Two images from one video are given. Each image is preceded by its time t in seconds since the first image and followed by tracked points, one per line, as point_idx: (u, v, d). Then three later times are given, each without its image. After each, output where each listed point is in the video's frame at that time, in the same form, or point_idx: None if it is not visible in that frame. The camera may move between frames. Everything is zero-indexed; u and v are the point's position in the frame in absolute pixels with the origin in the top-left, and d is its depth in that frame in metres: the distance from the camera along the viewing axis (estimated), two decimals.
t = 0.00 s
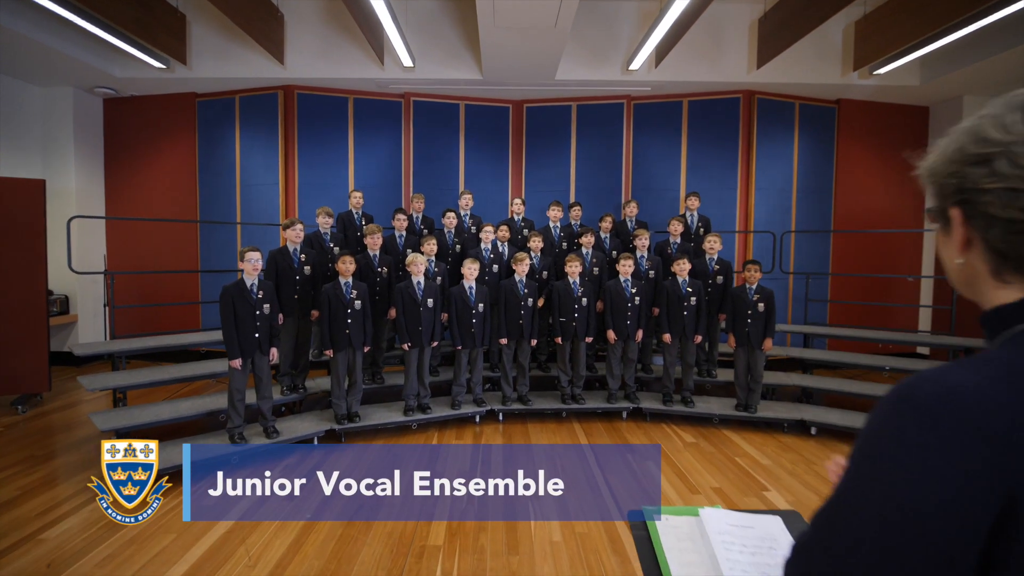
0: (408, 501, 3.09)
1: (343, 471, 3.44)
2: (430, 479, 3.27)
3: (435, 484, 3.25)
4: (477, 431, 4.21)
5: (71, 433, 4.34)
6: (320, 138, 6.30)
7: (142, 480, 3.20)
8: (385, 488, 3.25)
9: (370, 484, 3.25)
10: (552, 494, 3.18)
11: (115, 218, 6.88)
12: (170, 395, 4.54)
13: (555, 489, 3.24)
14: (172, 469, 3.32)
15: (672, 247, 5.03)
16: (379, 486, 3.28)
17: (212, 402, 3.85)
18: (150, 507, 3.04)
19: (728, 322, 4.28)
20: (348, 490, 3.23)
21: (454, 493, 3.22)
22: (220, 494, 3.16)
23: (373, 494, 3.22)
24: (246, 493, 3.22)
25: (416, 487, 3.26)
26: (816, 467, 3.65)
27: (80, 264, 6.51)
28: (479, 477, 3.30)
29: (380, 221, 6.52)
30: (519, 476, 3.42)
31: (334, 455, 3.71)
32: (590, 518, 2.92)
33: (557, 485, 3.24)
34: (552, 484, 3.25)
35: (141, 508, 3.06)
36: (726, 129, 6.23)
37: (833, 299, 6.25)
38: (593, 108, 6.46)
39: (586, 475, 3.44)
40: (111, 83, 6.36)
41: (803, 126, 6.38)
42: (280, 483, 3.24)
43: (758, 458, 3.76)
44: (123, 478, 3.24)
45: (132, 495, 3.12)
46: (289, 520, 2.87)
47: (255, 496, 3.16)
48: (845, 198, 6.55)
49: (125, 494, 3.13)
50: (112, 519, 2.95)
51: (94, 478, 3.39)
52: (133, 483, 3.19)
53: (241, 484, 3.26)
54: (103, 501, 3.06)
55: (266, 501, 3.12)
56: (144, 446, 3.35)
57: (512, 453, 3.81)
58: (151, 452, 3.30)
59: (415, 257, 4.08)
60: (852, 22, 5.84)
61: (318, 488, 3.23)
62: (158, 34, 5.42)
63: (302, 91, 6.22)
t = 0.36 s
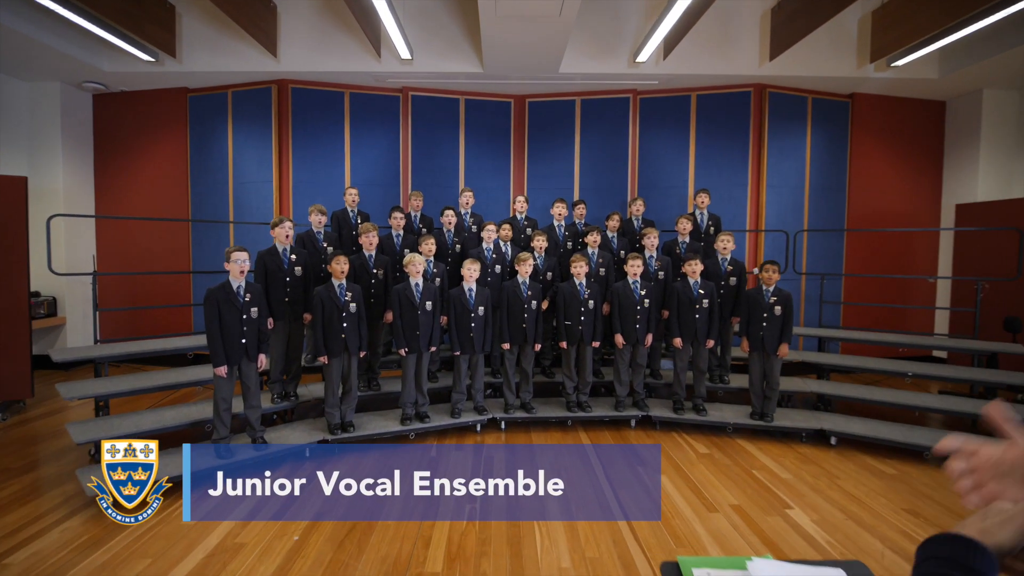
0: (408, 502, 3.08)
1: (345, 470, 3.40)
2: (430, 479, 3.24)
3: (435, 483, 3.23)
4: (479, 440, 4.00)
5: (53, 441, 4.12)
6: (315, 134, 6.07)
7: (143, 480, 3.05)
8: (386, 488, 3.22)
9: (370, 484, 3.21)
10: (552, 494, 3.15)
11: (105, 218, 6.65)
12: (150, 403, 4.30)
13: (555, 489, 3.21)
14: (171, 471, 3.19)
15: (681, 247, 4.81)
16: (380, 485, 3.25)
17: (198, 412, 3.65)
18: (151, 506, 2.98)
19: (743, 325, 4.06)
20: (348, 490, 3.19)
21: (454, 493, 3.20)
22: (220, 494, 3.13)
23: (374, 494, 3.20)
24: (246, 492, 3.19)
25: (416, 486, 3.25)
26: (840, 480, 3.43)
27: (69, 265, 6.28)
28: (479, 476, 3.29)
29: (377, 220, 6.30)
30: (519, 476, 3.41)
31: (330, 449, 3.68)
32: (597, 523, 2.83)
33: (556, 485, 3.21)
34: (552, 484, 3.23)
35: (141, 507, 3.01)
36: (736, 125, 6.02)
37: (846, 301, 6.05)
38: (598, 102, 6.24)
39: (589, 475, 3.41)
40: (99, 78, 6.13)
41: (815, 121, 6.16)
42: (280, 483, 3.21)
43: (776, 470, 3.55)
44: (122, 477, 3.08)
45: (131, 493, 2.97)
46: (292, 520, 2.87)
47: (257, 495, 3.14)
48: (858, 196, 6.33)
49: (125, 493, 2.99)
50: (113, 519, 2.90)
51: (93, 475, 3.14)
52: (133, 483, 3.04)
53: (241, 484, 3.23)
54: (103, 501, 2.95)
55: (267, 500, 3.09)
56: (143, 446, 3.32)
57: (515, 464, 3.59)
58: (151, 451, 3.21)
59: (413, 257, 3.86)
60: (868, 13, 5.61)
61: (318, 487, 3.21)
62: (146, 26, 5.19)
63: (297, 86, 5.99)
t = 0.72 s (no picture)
0: (408, 502, 3.02)
1: (344, 470, 3.38)
2: (430, 478, 3.19)
3: (435, 482, 3.18)
4: (480, 448, 3.79)
5: (34, 449, 3.89)
6: (311, 130, 5.87)
7: (144, 480, 2.87)
8: (386, 488, 3.17)
9: (371, 483, 3.15)
10: (553, 495, 3.10)
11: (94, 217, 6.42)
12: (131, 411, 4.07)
13: (555, 489, 3.16)
14: (172, 473, 3.06)
15: (690, 245, 4.60)
16: (380, 485, 3.18)
17: (182, 420, 3.42)
18: (151, 507, 2.87)
19: (759, 328, 3.85)
20: (348, 490, 3.12)
21: (454, 493, 3.14)
22: (219, 496, 3.02)
23: (374, 494, 3.15)
24: (246, 493, 3.09)
25: (416, 486, 3.18)
26: (867, 495, 3.21)
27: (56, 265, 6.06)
28: (480, 477, 3.24)
29: (375, 218, 6.09)
30: (519, 476, 3.35)
31: (324, 449, 3.49)
32: (607, 539, 2.64)
33: (557, 485, 3.16)
34: (552, 484, 3.18)
35: (141, 507, 2.90)
36: (747, 118, 5.79)
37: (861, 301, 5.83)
38: (603, 96, 6.02)
39: (593, 479, 3.34)
40: (88, 73, 5.90)
41: (829, 115, 5.94)
42: (281, 483, 3.14)
43: (798, 484, 3.33)
44: (122, 477, 2.86)
45: (131, 495, 2.80)
46: (293, 522, 2.80)
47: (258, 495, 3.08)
48: (873, 193, 6.12)
49: (125, 494, 2.80)
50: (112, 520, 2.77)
51: (93, 475, 2.95)
52: (133, 483, 2.84)
53: (242, 484, 3.11)
54: (104, 501, 2.74)
55: (267, 500, 3.04)
56: (144, 445, 3.04)
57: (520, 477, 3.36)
58: (150, 451, 2.98)
59: (411, 256, 3.65)
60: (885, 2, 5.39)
61: (318, 487, 3.17)
62: (135, 17, 4.98)
63: (291, 79, 5.79)
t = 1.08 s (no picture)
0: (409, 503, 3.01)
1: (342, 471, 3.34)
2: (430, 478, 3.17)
3: (435, 483, 3.15)
4: (478, 457, 3.57)
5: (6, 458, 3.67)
6: (302, 123, 5.63)
7: (144, 479, 2.83)
8: (386, 489, 3.15)
9: (371, 483, 3.15)
10: (554, 495, 3.08)
11: (78, 215, 6.17)
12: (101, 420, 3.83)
13: (554, 489, 3.12)
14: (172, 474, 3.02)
15: (699, 242, 4.38)
16: (379, 485, 3.18)
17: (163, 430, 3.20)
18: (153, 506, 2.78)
19: (775, 330, 3.65)
20: (348, 490, 3.11)
21: (454, 493, 3.11)
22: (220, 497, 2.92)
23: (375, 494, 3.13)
24: (246, 493, 3.01)
25: (416, 486, 3.17)
26: (892, 510, 2.98)
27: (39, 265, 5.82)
28: (479, 477, 3.23)
29: (370, 214, 5.87)
30: (518, 476, 3.33)
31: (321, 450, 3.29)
32: (616, 563, 2.41)
33: (557, 485, 3.13)
34: (552, 483, 3.16)
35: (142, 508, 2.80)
36: (756, 111, 5.58)
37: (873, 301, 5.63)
38: (607, 89, 5.80)
39: (599, 490, 3.17)
40: (70, 65, 5.63)
41: (840, 108, 5.73)
42: (281, 482, 3.10)
43: (819, 497, 3.11)
44: (122, 477, 2.83)
45: (132, 494, 2.76)
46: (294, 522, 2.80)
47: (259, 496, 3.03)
48: (885, 189, 5.91)
49: (125, 494, 2.76)
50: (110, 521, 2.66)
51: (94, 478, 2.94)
52: (133, 482, 2.80)
53: (242, 484, 3.01)
54: (103, 501, 2.68)
55: (268, 500, 3.02)
56: (145, 445, 3.07)
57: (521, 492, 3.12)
58: (151, 450, 3.02)
59: (405, 254, 3.43)
60: None
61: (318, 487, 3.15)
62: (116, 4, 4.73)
63: (282, 71, 5.55)
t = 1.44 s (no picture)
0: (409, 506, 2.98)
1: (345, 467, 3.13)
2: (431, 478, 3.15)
3: (436, 484, 3.12)
4: (474, 471, 3.37)
5: None
6: (293, 119, 5.41)
7: (143, 480, 2.62)
8: (386, 489, 3.11)
9: (370, 484, 3.09)
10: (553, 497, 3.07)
11: (62, 214, 5.94)
12: (72, 431, 3.60)
13: (555, 489, 3.12)
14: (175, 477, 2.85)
15: (709, 242, 4.18)
16: (380, 485, 3.13)
17: (143, 438, 2.96)
18: (153, 506, 2.59)
19: (792, 335, 3.46)
20: (348, 490, 3.06)
21: (454, 493, 3.08)
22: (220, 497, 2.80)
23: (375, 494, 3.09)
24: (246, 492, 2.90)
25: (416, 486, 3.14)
26: (921, 530, 2.77)
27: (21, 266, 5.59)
28: (479, 477, 3.22)
29: (364, 213, 5.65)
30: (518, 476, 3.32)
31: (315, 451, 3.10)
32: None
33: (557, 485, 3.13)
34: (552, 484, 3.14)
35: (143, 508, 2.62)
36: (766, 105, 5.37)
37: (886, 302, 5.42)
38: (610, 82, 5.58)
39: (605, 506, 2.96)
40: (52, 58, 5.40)
41: (852, 102, 5.52)
42: (282, 482, 2.98)
43: (843, 516, 2.88)
44: (122, 477, 2.64)
45: (132, 495, 2.59)
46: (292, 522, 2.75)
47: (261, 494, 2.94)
48: (898, 187, 5.71)
49: (125, 494, 2.59)
50: (112, 522, 2.52)
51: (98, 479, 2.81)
52: (132, 483, 2.61)
53: (242, 484, 2.89)
54: (103, 501, 2.56)
55: (267, 501, 2.94)
56: (144, 445, 2.69)
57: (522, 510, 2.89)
58: (153, 450, 2.66)
59: (398, 254, 3.23)
60: None
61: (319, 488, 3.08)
62: None
63: (272, 64, 5.32)
